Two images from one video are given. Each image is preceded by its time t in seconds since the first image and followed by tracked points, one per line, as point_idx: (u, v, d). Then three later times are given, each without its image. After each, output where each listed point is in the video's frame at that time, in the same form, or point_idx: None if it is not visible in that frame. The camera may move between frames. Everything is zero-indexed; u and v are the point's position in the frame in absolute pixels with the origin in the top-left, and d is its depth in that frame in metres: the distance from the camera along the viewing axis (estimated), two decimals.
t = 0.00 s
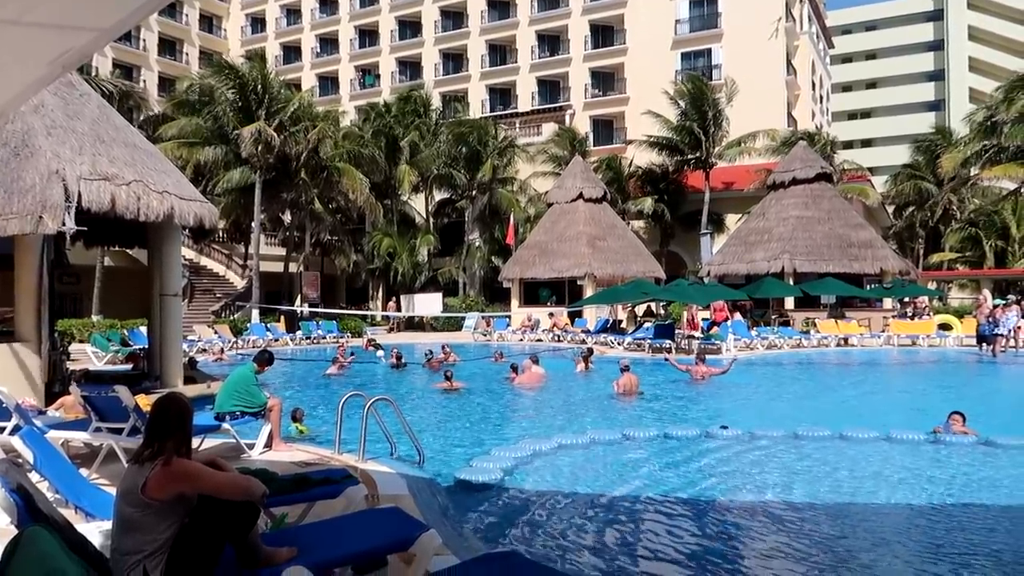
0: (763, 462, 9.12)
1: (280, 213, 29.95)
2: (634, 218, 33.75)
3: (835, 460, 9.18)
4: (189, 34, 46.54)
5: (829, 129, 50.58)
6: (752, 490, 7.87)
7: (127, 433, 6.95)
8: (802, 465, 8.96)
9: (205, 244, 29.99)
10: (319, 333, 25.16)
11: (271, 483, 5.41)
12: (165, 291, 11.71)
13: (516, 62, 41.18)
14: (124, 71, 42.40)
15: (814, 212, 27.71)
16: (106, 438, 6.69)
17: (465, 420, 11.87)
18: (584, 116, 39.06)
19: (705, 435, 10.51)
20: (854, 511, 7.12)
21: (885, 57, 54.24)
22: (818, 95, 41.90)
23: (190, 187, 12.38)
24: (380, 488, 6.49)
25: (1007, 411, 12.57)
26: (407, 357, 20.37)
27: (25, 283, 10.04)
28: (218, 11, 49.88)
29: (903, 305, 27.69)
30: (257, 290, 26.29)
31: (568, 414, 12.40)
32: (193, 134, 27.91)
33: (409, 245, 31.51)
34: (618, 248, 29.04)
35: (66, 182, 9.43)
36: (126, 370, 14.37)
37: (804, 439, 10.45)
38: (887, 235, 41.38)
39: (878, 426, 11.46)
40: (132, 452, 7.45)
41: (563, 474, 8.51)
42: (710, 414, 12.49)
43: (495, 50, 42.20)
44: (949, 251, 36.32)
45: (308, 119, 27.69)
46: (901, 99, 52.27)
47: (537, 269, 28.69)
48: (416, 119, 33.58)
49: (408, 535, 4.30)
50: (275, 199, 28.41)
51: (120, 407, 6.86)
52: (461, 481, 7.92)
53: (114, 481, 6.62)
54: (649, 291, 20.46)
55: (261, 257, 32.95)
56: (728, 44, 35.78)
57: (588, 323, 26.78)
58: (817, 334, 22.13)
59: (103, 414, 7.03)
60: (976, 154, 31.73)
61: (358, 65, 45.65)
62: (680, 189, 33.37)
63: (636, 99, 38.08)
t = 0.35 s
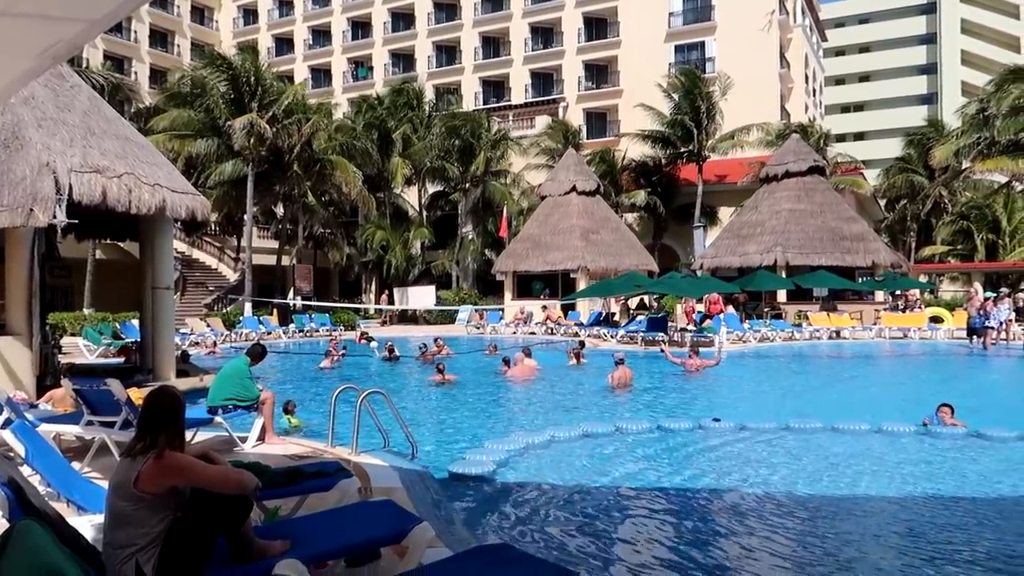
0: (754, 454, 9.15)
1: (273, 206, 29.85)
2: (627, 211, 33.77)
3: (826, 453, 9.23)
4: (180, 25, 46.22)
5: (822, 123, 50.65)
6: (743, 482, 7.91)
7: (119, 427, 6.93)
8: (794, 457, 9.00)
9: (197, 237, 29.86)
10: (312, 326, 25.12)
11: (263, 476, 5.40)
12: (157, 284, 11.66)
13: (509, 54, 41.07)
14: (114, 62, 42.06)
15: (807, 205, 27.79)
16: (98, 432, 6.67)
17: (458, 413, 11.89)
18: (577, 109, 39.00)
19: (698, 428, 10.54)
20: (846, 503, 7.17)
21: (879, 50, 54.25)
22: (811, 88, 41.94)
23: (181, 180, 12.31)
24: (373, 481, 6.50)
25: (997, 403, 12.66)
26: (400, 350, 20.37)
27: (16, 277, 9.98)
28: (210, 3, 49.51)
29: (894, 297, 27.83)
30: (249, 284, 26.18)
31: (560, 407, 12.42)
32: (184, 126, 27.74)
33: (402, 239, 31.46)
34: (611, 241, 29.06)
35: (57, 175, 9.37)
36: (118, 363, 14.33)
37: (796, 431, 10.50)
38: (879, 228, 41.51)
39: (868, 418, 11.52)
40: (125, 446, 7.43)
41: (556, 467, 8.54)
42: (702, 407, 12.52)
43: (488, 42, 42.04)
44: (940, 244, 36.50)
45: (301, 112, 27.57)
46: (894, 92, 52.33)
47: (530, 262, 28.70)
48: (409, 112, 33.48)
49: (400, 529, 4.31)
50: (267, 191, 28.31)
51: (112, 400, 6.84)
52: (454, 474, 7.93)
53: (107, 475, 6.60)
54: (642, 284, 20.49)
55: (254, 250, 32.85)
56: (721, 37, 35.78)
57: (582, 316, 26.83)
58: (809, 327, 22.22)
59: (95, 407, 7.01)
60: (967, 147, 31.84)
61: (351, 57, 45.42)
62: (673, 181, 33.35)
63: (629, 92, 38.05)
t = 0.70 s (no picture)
0: (742, 444, 9.21)
1: (261, 197, 29.69)
2: (616, 202, 33.79)
3: (813, 443, 9.29)
4: (166, 13, 45.76)
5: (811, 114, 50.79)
6: (730, 471, 7.97)
7: (106, 418, 6.90)
8: (780, 447, 9.08)
9: (184, 227, 29.66)
10: (300, 317, 25.05)
11: (252, 467, 5.39)
12: (144, 275, 11.60)
13: (499, 44, 40.93)
14: (99, 51, 41.67)
15: (795, 196, 27.90)
16: (85, 423, 6.64)
17: (447, 403, 11.92)
18: (567, 99, 38.92)
19: (686, 418, 10.60)
20: (832, 492, 7.23)
21: (867, 41, 54.36)
22: (799, 79, 42.03)
23: (168, 170, 12.22)
24: (362, 472, 6.50)
25: (981, 392, 12.83)
26: (389, 341, 20.35)
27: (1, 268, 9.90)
28: None
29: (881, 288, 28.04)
30: (237, 274, 26.03)
31: (549, 397, 12.44)
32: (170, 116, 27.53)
33: (391, 229, 31.36)
34: (600, 232, 29.11)
35: (42, 165, 9.29)
36: (105, 355, 14.26)
37: (783, 421, 10.57)
38: (866, 219, 41.71)
39: (854, 408, 11.61)
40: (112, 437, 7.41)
41: (545, 457, 8.57)
42: (691, 397, 12.58)
43: (477, 32, 41.88)
44: (926, 235, 36.79)
45: (290, 102, 27.40)
46: (882, 83, 52.50)
47: (519, 253, 28.70)
48: (398, 102, 33.36)
49: (389, 519, 4.31)
50: (255, 182, 28.17)
51: (99, 391, 6.80)
52: (442, 465, 7.95)
53: (94, 466, 6.58)
54: (631, 275, 20.53)
55: (242, 240, 32.68)
56: (711, 28, 35.79)
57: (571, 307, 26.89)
58: (797, 317, 22.35)
59: (81, 398, 6.97)
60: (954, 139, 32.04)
61: (339, 46, 45.12)
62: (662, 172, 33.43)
63: (619, 83, 38.02)
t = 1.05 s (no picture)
0: (731, 436, 9.27)
1: (249, 188, 29.51)
2: (606, 194, 33.83)
3: (801, 434, 9.36)
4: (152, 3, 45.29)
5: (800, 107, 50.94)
6: (719, 463, 8.02)
7: (93, 411, 6.86)
8: (768, 438, 9.17)
9: (171, 219, 29.43)
10: (289, 310, 24.97)
11: (240, 461, 5.36)
12: (132, 267, 11.53)
13: (488, 36, 40.80)
14: (85, 40, 41.25)
15: (783, 189, 28.02)
16: (72, 416, 6.60)
17: (436, 396, 11.94)
18: (556, 92, 38.86)
19: (675, 410, 10.66)
20: (819, 483, 7.31)
21: (855, 35, 54.47)
22: (788, 72, 42.12)
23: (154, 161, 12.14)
24: (351, 464, 6.50)
25: (965, 384, 12.95)
26: (378, 333, 20.34)
27: None
28: None
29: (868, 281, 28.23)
30: (225, 266, 25.84)
31: (539, 390, 12.47)
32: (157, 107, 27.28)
33: (381, 222, 31.27)
34: (590, 225, 29.17)
35: (27, 156, 9.20)
36: (92, 347, 14.16)
37: (771, 413, 10.65)
38: (854, 213, 41.91)
39: (842, 400, 11.70)
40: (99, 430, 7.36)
41: (534, 450, 8.60)
42: (680, 389, 12.65)
43: (467, 24, 41.73)
44: (913, 228, 37.09)
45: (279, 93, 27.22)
46: (870, 78, 52.72)
47: (508, 246, 28.70)
48: (387, 94, 33.23)
49: (378, 511, 4.32)
50: (243, 173, 28.01)
51: (86, 384, 6.77)
52: (432, 457, 7.98)
53: (81, 459, 6.54)
54: (620, 268, 20.56)
55: (230, 233, 32.50)
56: (700, 21, 35.81)
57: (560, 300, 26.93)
58: (785, 310, 22.47)
59: (68, 391, 6.93)
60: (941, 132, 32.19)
61: (327, 37, 44.83)
62: (652, 165, 33.51)
63: (608, 75, 38.01)
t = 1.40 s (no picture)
0: (719, 428, 9.31)
1: (236, 179, 29.29)
2: (594, 186, 33.86)
3: (789, 426, 9.41)
4: None
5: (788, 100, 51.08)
6: (707, 454, 8.07)
7: (79, 404, 6.81)
8: (758, 430, 9.21)
9: (158, 211, 29.18)
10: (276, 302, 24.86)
11: (229, 453, 5.34)
12: (118, 258, 11.45)
13: (477, 27, 40.62)
14: (68, 29, 40.80)
15: (771, 182, 28.12)
16: (58, 409, 6.55)
17: (425, 388, 11.94)
18: (545, 84, 38.78)
19: (664, 402, 10.70)
20: (805, 473, 7.36)
21: (843, 28, 54.60)
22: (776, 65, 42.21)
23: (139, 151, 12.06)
24: (340, 456, 6.49)
25: (951, 377, 13.05)
26: (366, 325, 20.29)
27: None
28: None
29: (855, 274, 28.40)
30: (212, 258, 25.60)
31: (528, 381, 12.49)
32: (142, 97, 27.02)
33: (369, 213, 31.15)
34: (579, 217, 29.20)
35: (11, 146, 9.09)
36: (77, 339, 14.04)
37: (759, 405, 10.70)
38: (841, 206, 42.12)
39: (829, 392, 11.78)
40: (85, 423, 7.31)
41: (522, 441, 8.61)
42: (668, 381, 12.70)
43: (456, 15, 41.51)
44: (899, 221, 37.34)
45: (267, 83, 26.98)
46: (857, 71, 52.92)
47: (497, 238, 28.69)
48: (376, 85, 33.06)
49: (368, 503, 4.32)
50: (230, 165, 27.82)
51: (71, 376, 6.72)
52: (421, 449, 7.97)
53: (67, 452, 6.50)
54: (609, 260, 20.57)
55: (217, 225, 32.29)
56: (689, 13, 35.81)
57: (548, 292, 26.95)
58: (772, 302, 22.58)
59: (54, 383, 6.87)
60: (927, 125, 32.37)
61: (315, 28, 44.51)
62: (641, 157, 33.55)
63: (597, 67, 37.97)
